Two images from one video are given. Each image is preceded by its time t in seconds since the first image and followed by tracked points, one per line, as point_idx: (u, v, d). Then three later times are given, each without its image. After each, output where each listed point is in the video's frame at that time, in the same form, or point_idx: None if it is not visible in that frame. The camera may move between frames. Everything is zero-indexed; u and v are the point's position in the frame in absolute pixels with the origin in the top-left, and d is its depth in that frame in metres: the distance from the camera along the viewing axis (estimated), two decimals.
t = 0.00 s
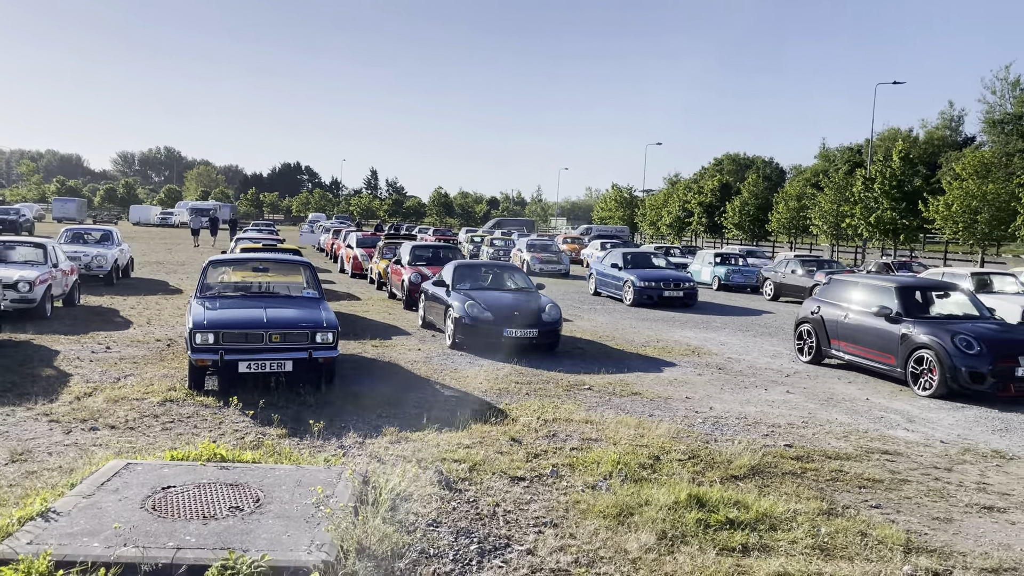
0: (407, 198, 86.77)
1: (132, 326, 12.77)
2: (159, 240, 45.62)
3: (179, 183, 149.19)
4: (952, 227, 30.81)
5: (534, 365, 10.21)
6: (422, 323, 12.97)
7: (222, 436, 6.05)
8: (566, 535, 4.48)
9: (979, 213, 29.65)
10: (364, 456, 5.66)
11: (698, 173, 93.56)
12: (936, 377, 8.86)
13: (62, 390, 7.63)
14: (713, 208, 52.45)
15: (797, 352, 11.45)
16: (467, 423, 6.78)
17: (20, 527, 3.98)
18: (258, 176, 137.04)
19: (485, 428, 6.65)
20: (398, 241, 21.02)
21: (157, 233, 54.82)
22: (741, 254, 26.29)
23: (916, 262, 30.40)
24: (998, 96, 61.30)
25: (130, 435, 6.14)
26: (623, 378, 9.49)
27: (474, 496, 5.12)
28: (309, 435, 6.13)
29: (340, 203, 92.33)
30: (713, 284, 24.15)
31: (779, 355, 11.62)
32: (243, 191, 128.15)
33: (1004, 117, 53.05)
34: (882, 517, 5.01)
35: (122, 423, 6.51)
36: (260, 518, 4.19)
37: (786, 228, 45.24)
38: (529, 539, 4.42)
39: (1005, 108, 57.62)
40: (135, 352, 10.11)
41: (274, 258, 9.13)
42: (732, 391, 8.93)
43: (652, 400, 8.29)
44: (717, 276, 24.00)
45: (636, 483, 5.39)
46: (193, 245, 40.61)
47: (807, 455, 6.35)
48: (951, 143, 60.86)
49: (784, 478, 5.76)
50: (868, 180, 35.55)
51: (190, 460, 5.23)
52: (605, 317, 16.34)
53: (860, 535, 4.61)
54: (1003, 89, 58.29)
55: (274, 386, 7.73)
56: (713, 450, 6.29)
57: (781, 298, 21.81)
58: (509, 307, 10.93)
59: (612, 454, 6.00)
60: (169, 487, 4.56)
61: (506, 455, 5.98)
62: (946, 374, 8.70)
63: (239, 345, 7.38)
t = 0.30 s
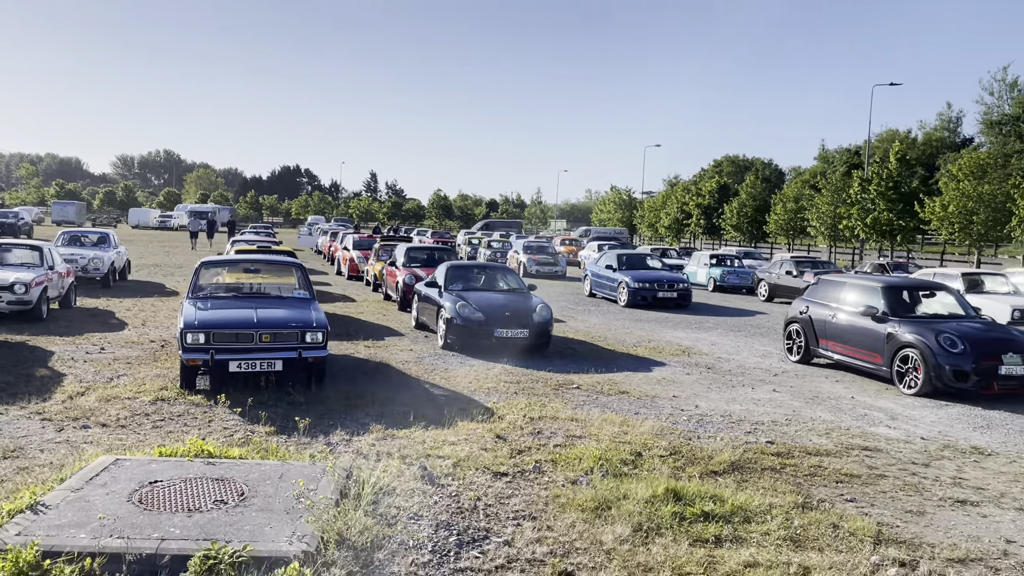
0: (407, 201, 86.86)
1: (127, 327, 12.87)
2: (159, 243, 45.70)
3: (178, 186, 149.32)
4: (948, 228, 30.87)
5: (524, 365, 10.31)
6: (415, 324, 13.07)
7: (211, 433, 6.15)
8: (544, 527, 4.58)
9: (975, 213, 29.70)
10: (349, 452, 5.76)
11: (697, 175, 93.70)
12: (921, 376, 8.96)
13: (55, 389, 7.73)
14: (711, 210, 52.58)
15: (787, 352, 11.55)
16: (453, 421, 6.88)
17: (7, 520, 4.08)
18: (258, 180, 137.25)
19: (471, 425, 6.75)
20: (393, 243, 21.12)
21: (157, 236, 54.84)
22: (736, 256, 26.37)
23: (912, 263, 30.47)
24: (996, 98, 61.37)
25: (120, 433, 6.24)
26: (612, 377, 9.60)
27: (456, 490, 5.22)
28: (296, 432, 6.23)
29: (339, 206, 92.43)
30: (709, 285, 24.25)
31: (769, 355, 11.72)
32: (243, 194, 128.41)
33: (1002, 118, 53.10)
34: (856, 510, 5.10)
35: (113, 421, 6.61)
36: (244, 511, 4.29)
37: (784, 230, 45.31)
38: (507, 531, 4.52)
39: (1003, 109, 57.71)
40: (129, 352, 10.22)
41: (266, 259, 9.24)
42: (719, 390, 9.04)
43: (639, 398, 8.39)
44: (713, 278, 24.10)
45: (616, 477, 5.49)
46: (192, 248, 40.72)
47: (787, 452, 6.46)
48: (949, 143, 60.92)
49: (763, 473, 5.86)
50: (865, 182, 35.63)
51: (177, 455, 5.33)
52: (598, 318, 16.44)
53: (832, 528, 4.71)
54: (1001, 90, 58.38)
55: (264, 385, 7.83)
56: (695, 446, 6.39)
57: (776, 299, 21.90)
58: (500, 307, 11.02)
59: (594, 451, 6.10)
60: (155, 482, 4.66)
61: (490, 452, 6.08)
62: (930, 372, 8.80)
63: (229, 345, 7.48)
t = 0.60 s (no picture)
0: (399, 205, 86.98)
1: (118, 330, 12.98)
2: (151, 248, 45.71)
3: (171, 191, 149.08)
4: (935, 229, 31.12)
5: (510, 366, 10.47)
6: (404, 326, 13.20)
7: (198, 431, 6.28)
8: (520, 518, 4.72)
9: (961, 215, 29.95)
10: (333, 448, 5.89)
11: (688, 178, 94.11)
12: (897, 373, 9.13)
13: (46, 390, 7.85)
14: (701, 212, 52.86)
15: (769, 351, 11.72)
16: (437, 418, 7.02)
17: None
18: (251, 185, 137.17)
19: (454, 422, 6.89)
20: (384, 246, 21.25)
21: (149, 240, 54.83)
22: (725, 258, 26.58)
23: (899, 264, 30.71)
24: (983, 100, 61.80)
25: (109, 432, 6.37)
26: (596, 376, 9.76)
27: (437, 484, 5.37)
28: (282, 429, 6.36)
29: (332, 210, 92.53)
30: (697, 287, 24.45)
31: (752, 354, 11.90)
32: (236, 199, 128.34)
33: (989, 119, 53.53)
34: (824, 500, 5.26)
35: (102, 420, 6.74)
36: (228, 503, 4.42)
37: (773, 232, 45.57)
38: (484, 521, 4.66)
39: (990, 111, 58.14)
40: (119, 355, 10.34)
41: (255, 261, 9.37)
42: (700, 388, 9.21)
43: (621, 396, 8.55)
44: (701, 279, 24.30)
45: (592, 471, 5.65)
46: (184, 253, 40.76)
47: (762, 446, 6.63)
48: (938, 146, 61.33)
49: (737, 466, 6.02)
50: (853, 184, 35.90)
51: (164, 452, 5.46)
52: (586, 319, 16.60)
53: (799, 517, 4.86)
54: (988, 92, 58.85)
55: (251, 385, 7.96)
56: (672, 442, 6.55)
57: (763, 300, 22.11)
58: (487, 309, 11.16)
59: (573, 446, 6.25)
60: (142, 477, 4.79)
61: (471, 447, 6.22)
62: (906, 369, 8.97)
63: (217, 345, 7.61)
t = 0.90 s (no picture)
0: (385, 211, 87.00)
1: (100, 337, 13.02)
2: (135, 254, 45.58)
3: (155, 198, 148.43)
4: (913, 230, 31.46)
5: (491, 368, 10.60)
6: (386, 330, 13.30)
7: (178, 434, 6.38)
8: (492, 513, 4.85)
9: (938, 216, 30.29)
10: (312, 448, 6.01)
11: (672, 182, 94.64)
12: (869, 371, 9.34)
13: (28, 396, 7.92)
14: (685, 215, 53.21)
15: (745, 351, 11.91)
16: (415, 419, 7.13)
17: None
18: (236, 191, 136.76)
19: (432, 422, 7.02)
20: (368, 251, 21.34)
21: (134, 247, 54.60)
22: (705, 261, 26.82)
23: (877, 265, 31.06)
24: (961, 102, 62.51)
25: (90, 436, 6.46)
26: (574, 377, 9.90)
27: (413, 482, 5.48)
28: (261, 431, 6.47)
29: (317, 216, 92.42)
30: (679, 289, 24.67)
31: (729, 354, 12.09)
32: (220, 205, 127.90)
33: (967, 122, 54.16)
34: (789, 493, 5.42)
35: (84, 424, 6.82)
36: (206, 502, 4.53)
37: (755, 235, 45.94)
38: (457, 517, 4.79)
39: (968, 113, 58.85)
40: (101, 361, 10.40)
41: (236, 267, 9.47)
42: (676, 388, 9.38)
43: (598, 396, 8.70)
44: (683, 282, 24.53)
45: (566, 468, 5.79)
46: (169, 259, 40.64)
47: (733, 442, 6.79)
48: (917, 148, 61.98)
49: (707, 462, 6.17)
50: (832, 186, 36.26)
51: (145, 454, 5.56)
52: (568, 322, 16.75)
53: (763, 509, 5.02)
54: (966, 95, 59.57)
55: (233, 389, 8.05)
56: (644, 440, 6.70)
57: (743, 302, 22.35)
58: (467, 312, 11.29)
59: (548, 444, 6.39)
60: (122, 478, 4.89)
61: (448, 446, 6.35)
62: (877, 367, 9.17)
63: (198, 349, 7.70)
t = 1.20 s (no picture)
0: (364, 216, 86.81)
1: (73, 344, 12.97)
2: (111, 262, 45.22)
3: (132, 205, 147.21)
4: (885, 230, 31.85)
5: (464, 369, 10.68)
6: (361, 333, 13.35)
7: (148, 436, 6.42)
8: (457, 507, 4.94)
9: (910, 215, 30.71)
10: (281, 449, 6.06)
11: (651, 184, 95.13)
12: (834, 366, 9.51)
13: None
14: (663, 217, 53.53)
15: (716, 349, 12.08)
16: (386, 419, 7.20)
17: None
18: (214, 198, 135.86)
19: (402, 422, 7.09)
20: (344, 255, 21.35)
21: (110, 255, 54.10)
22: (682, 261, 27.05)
23: (851, 264, 31.46)
24: (933, 103, 63.37)
25: (60, 440, 6.48)
26: (546, 376, 10.01)
27: (381, 479, 5.55)
28: (232, 432, 6.52)
29: (296, 222, 92.02)
30: (656, 290, 24.87)
31: (700, 352, 12.25)
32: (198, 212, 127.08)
33: (939, 122, 54.88)
34: (749, 483, 5.56)
35: (54, 429, 6.84)
36: (173, 500, 4.59)
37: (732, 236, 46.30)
38: (423, 512, 4.87)
39: (939, 114, 59.70)
40: (74, 367, 10.38)
41: (207, 271, 9.50)
42: (646, 385, 9.52)
43: (569, 394, 8.82)
44: (659, 283, 24.74)
45: (532, 463, 5.89)
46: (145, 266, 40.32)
47: (698, 436, 6.93)
48: (891, 148, 62.73)
49: (672, 455, 6.30)
50: (807, 187, 36.66)
51: (114, 455, 5.60)
52: (544, 323, 16.87)
53: (723, 499, 5.14)
54: (938, 96, 60.41)
55: (204, 393, 8.08)
56: (612, 436, 6.82)
57: (718, 302, 22.59)
58: (441, 313, 11.37)
59: (516, 441, 6.48)
60: (89, 479, 4.93)
61: (417, 444, 6.42)
62: (842, 362, 9.35)
63: (169, 353, 7.73)
